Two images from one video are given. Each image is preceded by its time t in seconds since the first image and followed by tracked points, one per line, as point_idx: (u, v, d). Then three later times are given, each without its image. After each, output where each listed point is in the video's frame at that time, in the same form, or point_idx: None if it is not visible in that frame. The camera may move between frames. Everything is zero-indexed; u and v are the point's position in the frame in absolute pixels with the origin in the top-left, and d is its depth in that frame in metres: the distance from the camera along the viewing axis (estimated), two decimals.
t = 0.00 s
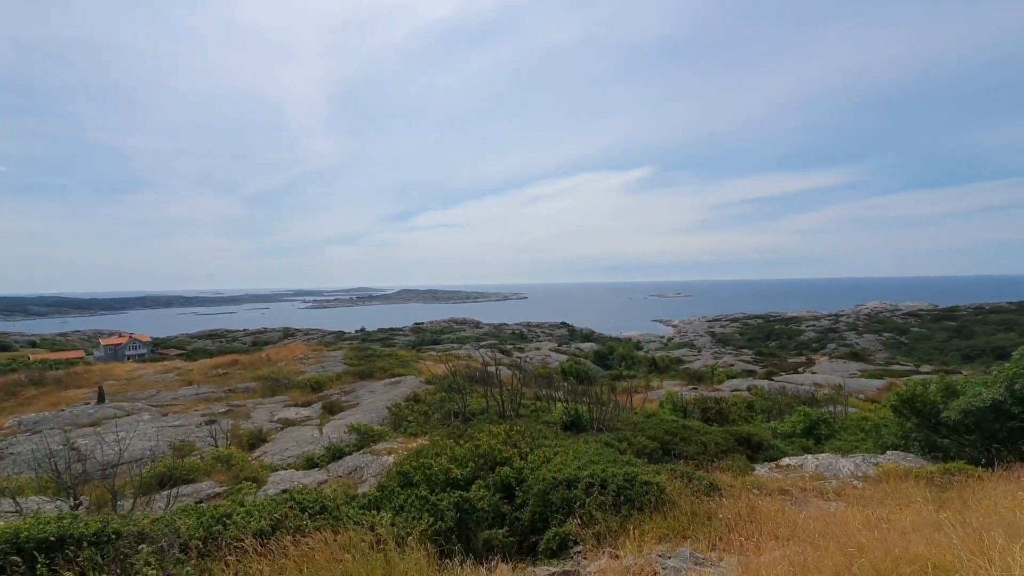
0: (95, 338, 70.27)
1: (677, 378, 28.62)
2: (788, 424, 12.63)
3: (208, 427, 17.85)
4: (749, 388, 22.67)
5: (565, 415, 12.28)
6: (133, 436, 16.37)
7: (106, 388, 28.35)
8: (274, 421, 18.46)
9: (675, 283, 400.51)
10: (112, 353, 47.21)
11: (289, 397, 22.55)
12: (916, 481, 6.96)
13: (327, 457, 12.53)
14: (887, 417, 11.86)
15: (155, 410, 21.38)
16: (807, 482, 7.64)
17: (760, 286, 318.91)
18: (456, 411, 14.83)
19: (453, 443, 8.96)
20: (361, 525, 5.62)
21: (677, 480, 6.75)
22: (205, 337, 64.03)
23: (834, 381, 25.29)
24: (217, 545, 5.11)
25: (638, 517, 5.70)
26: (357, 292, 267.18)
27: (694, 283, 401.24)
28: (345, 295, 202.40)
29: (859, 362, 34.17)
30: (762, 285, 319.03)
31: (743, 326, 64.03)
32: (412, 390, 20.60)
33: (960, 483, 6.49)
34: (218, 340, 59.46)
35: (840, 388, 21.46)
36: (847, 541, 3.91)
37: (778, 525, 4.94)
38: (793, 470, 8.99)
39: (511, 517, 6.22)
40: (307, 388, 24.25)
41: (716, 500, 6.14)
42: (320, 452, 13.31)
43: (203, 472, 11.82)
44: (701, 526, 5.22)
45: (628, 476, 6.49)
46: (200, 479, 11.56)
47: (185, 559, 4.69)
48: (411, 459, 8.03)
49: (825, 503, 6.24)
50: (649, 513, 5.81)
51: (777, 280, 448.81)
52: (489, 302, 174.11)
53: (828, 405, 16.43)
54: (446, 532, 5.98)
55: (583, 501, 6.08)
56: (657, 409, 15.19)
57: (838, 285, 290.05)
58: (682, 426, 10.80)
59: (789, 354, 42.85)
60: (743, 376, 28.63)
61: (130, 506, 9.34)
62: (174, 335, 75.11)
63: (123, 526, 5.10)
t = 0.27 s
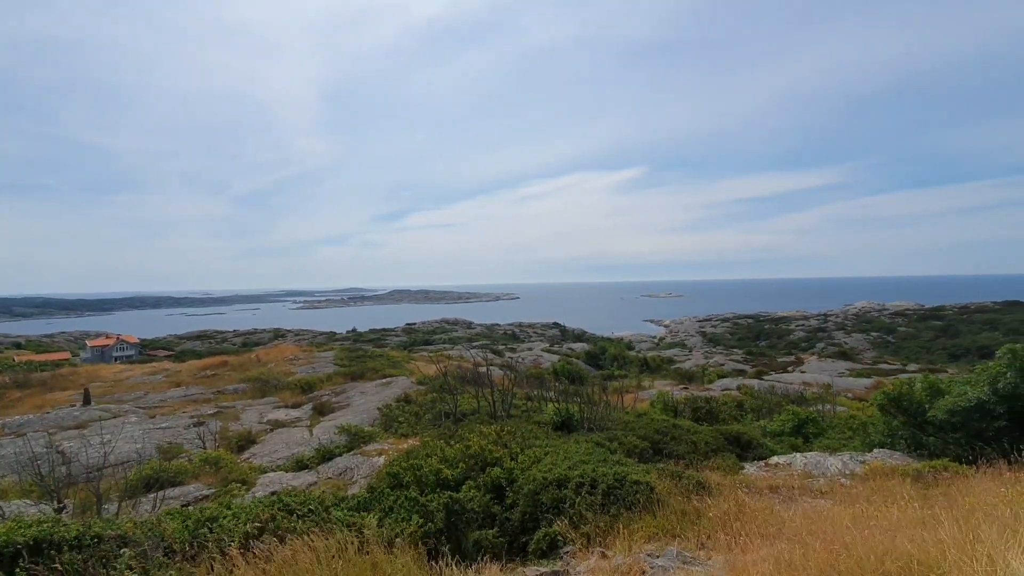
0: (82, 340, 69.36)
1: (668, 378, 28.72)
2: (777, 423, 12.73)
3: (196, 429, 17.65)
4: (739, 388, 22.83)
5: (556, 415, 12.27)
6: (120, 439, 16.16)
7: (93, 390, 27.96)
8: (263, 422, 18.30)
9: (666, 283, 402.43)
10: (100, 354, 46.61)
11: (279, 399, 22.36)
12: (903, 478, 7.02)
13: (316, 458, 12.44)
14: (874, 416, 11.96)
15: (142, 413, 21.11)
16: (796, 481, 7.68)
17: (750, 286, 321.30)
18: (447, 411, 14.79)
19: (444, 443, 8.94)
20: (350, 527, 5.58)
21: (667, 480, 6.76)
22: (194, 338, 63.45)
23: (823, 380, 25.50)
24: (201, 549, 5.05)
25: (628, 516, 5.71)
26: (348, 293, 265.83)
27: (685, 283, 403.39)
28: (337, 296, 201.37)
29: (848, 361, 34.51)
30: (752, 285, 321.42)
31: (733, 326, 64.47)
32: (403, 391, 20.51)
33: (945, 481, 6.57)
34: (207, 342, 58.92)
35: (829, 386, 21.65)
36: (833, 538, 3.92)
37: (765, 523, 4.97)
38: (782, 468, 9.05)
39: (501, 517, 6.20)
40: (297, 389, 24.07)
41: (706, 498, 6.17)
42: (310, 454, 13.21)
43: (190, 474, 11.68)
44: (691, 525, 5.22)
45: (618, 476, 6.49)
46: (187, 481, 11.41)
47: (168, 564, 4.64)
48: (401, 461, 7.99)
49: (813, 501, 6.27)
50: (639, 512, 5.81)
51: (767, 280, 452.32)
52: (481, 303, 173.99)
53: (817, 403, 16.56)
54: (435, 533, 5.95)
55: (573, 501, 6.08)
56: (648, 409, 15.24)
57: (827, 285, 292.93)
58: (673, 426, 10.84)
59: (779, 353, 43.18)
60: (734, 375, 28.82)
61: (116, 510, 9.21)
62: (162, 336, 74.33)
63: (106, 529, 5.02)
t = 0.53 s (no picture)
0: (66, 342, 68.29)
1: (657, 379, 28.91)
2: (764, 423, 12.85)
3: (182, 431, 17.43)
4: (726, 389, 23.02)
5: (545, 417, 12.28)
6: (103, 442, 15.90)
7: (76, 392, 27.50)
8: (250, 425, 18.12)
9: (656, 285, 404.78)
10: (84, 356, 45.88)
11: (267, 401, 22.14)
12: (887, 478, 7.11)
13: (304, 461, 12.33)
14: (859, 417, 12.11)
15: (127, 415, 20.80)
16: (782, 481, 7.76)
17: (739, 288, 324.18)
18: (436, 413, 14.74)
19: (432, 446, 8.91)
20: (337, 530, 5.54)
21: (655, 481, 6.78)
22: (181, 339, 62.69)
23: (809, 381, 25.78)
24: (185, 553, 4.99)
25: (616, 517, 5.72)
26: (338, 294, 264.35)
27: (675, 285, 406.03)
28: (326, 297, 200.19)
29: (833, 362, 34.96)
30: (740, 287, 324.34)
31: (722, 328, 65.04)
32: (392, 393, 20.41)
33: (928, 481, 6.66)
34: (194, 343, 58.22)
35: (815, 388, 21.90)
36: (817, 538, 3.96)
37: (752, 523, 5.01)
38: (769, 468, 9.13)
39: (490, 519, 6.20)
40: (285, 391, 23.87)
41: (693, 499, 6.20)
42: (298, 456, 13.09)
43: (176, 478, 11.52)
44: (678, 526, 5.25)
45: (607, 477, 6.50)
46: (172, 485, 11.25)
47: (152, 569, 4.57)
48: (390, 463, 7.94)
49: (799, 501, 6.34)
50: (627, 514, 5.82)
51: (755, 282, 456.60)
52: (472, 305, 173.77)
53: (803, 404, 16.74)
54: (424, 536, 5.93)
55: (562, 502, 6.08)
56: (637, 410, 15.31)
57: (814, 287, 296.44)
58: (661, 427, 10.89)
59: (766, 355, 43.61)
60: (722, 377, 29.07)
61: (99, 514, 9.06)
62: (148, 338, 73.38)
63: (88, 534, 4.95)
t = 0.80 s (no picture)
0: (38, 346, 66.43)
1: (641, 381, 29.15)
2: (745, 424, 13.03)
3: (160, 437, 17.04)
4: (708, 390, 23.29)
5: (530, 419, 12.27)
6: (77, 449, 15.47)
7: (49, 398, 26.71)
8: (231, 430, 17.79)
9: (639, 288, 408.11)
10: (58, 360, 44.67)
11: (248, 406, 21.79)
12: (865, 477, 7.25)
13: (285, 466, 12.15)
14: (837, 417, 12.33)
15: (102, 421, 20.27)
16: (763, 481, 7.86)
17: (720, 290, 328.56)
18: (420, 416, 14.64)
19: (415, 449, 8.84)
20: (319, 536, 5.47)
21: (638, 482, 6.81)
22: (159, 343, 61.41)
23: (789, 382, 26.20)
24: (163, 561, 4.88)
25: (600, 519, 5.74)
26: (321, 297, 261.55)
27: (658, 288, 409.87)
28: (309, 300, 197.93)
29: (812, 363, 35.61)
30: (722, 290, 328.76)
31: (704, 330, 65.83)
32: (376, 396, 20.24)
33: (904, 480, 6.80)
34: (172, 347, 57.07)
35: (795, 388, 22.27)
36: (796, 537, 4.00)
37: (733, 523, 5.07)
38: (750, 469, 9.23)
39: (474, 523, 6.18)
40: (266, 395, 23.49)
41: (676, 500, 6.25)
42: (279, 462, 12.88)
43: (153, 484, 11.25)
44: (661, 527, 5.28)
45: (591, 479, 6.51)
46: (149, 492, 10.96)
47: None
48: (372, 467, 7.87)
49: (779, 501, 6.42)
50: (610, 516, 5.83)
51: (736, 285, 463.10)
52: (456, 307, 173.24)
53: (783, 405, 17.02)
54: (407, 541, 5.88)
55: (545, 505, 6.08)
56: (620, 411, 15.40)
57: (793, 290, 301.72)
58: (645, 428, 10.97)
59: (747, 356, 44.26)
60: (703, 378, 29.43)
61: (72, 522, 8.82)
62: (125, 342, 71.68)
63: (59, 542, 4.79)
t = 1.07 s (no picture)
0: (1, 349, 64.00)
1: (620, 382, 29.45)
2: (722, 423, 13.23)
3: (130, 442, 16.56)
4: (686, 390, 23.64)
5: (511, 421, 12.26)
6: (42, 455, 14.94)
7: (12, 403, 25.74)
8: (205, 435, 17.38)
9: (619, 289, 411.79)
10: (22, 364, 43.07)
11: (223, 409, 21.32)
12: (838, 474, 7.42)
13: (262, 471, 11.92)
14: (810, 415, 12.61)
15: (69, 427, 19.60)
16: (740, 480, 7.99)
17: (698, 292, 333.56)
18: (400, 419, 14.51)
19: (395, 452, 8.77)
20: (297, 542, 5.38)
21: (618, 483, 6.86)
22: (131, 346, 59.74)
23: (764, 382, 26.72)
24: (133, 572, 4.74)
25: (580, 520, 5.75)
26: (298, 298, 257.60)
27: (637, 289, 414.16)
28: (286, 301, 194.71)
29: (787, 363, 36.41)
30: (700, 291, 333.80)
31: (682, 330, 66.76)
32: (355, 398, 20.01)
33: (875, 476, 6.98)
34: (144, 350, 55.53)
35: (770, 388, 22.75)
36: (773, 535, 4.07)
37: (712, 522, 5.12)
38: (727, 467, 9.39)
39: (455, 526, 6.15)
40: (242, 399, 23.03)
41: (655, 500, 6.30)
42: (256, 466, 12.63)
43: (123, 491, 10.92)
44: (641, 527, 5.32)
45: (571, 480, 6.53)
46: (119, 499, 10.65)
47: None
48: (351, 471, 7.77)
49: (756, 499, 6.54)
50: (591, 516, 5.85)
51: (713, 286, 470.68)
52: (437, 309, 172.43)
53: (759, 404, 17.35)
54: (386, 545, 5.82)
55: (526, 507, 6.07)
56: (601, 412, 15.51)
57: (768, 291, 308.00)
58: (625, 429, 11.06)
59: (724, 356, 45.02)
60: (682, 378, 29.85)
61: (37, 532, 8.50)
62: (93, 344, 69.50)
63: (24, 554, 4.63)
